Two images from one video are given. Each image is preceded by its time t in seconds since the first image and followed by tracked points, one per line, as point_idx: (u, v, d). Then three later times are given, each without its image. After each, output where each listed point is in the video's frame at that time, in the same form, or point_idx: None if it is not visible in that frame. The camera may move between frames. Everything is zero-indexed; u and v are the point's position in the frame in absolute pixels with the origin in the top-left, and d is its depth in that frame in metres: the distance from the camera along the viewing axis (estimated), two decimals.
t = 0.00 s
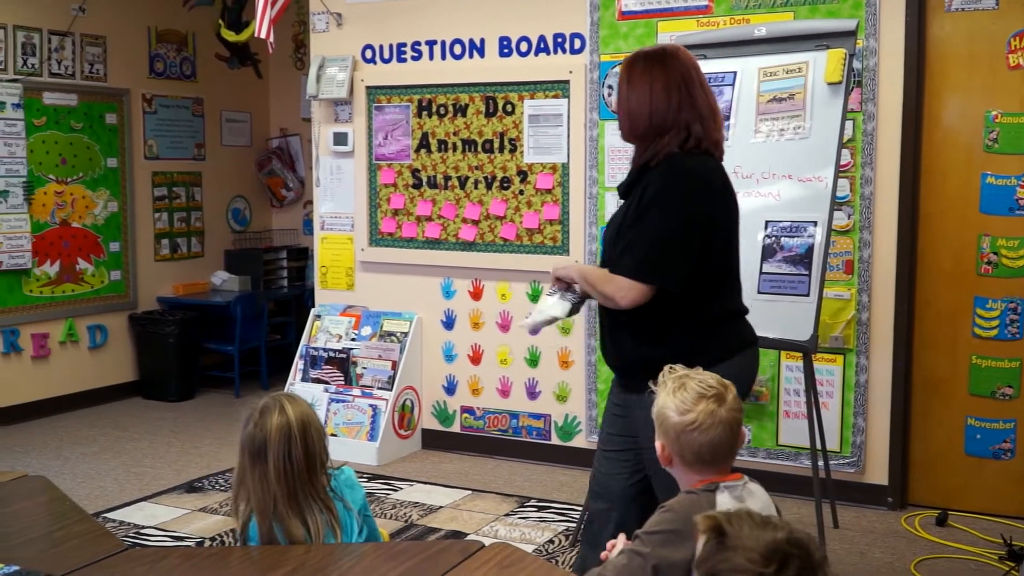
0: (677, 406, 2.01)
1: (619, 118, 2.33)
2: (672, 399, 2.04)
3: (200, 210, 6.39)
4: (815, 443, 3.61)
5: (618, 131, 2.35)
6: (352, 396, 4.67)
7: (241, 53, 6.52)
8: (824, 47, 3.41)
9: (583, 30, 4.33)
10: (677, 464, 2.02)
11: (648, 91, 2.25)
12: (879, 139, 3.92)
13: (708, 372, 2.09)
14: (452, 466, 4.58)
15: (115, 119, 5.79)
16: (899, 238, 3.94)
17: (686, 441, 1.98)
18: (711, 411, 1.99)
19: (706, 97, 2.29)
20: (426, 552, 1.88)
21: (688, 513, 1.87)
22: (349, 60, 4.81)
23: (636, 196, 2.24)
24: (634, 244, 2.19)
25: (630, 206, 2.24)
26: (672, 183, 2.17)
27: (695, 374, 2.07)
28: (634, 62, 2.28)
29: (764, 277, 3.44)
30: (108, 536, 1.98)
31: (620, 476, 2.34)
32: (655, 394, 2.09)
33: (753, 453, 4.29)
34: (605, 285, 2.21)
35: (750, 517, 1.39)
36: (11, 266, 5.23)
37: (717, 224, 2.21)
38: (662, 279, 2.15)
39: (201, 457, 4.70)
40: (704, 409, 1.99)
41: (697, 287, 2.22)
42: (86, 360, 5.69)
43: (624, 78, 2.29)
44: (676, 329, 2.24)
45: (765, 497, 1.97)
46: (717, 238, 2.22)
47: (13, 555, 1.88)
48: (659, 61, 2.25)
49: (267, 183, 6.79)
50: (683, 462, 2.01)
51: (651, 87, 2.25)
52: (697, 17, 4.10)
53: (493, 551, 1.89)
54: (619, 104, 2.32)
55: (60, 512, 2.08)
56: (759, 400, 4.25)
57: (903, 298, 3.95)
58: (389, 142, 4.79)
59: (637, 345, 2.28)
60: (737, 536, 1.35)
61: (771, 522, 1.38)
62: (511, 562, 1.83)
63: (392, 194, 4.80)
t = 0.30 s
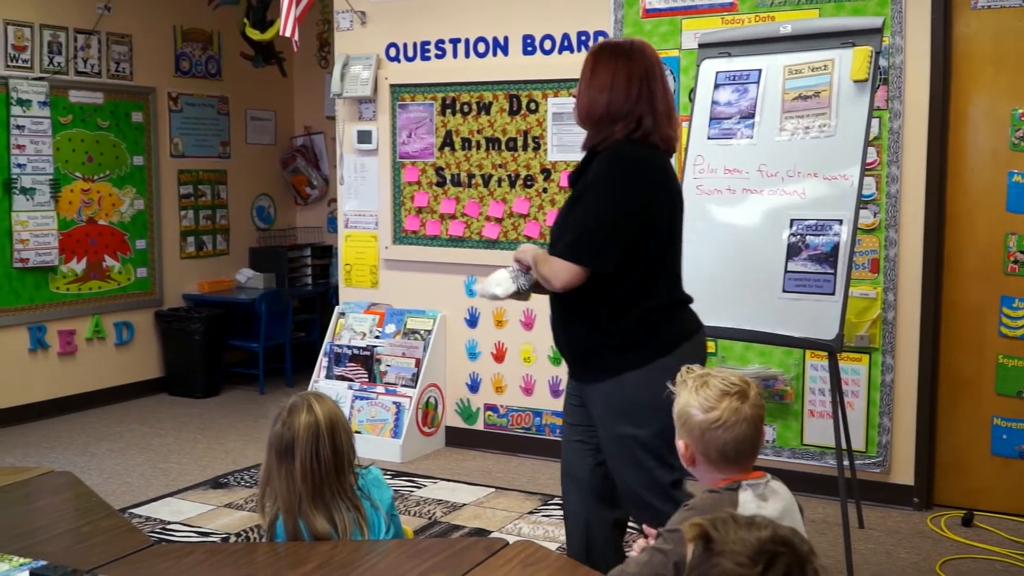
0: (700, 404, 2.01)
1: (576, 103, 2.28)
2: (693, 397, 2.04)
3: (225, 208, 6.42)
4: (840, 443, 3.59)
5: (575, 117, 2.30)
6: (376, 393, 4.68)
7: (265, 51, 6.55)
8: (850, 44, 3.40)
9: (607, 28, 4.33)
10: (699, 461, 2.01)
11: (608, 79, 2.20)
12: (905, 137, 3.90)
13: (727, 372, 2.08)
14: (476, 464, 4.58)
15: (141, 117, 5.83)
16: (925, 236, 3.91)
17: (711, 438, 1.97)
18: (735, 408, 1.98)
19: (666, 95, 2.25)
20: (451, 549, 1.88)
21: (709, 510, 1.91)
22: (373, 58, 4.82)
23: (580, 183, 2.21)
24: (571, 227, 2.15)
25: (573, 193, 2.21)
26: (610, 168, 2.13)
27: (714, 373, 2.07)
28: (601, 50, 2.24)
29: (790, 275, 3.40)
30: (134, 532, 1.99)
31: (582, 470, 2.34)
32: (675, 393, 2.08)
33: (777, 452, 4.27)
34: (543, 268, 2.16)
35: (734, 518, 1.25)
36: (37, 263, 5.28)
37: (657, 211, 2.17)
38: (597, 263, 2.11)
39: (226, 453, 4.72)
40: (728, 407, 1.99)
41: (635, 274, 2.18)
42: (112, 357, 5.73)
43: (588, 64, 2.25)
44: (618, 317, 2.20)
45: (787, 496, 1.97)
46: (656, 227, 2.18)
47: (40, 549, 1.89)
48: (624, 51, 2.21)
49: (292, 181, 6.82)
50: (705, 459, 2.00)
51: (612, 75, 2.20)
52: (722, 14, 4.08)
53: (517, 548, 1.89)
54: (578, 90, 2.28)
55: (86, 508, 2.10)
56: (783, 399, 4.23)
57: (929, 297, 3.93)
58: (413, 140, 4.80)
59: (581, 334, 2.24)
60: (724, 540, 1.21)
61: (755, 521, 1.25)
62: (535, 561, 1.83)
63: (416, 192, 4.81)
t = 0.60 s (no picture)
0: (731, 407, 2.10)
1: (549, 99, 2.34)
2: (722, 401, 2.12)
3: (254, 204, 6.46)
4: (871, 441, 3.56)
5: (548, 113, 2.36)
6: (404, 390, 4.69)
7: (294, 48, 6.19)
8: (882, 40, 3.38)
9: (636, 25, 4.33)
10: (735, 461, 2.09)
11: (580, 76, 2.26)
12: (937, 134, 3.86)
13: (749, 375, 2.18)
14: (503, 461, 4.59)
15: (171, 115, 5.87)
16: (957, 232, 3.88)
17: (745, 439, 2.06)
18: (765, 408, 2.08)
19: (637, 94, 2.31)
20: (480, 545, 1.89)
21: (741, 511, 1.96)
22: (402, 55, 4.83)
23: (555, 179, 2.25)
24: (546, 222, 2.18)
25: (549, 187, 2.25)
26: (586, 167, 2.17)
27: (738, 377, 2.16)
28: (572, 47, 2.30)
29: (819, 273, 3.37)
30: (163, 526, 2.01)
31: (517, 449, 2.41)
32: (702, 398, 2.17)
33: (806, 450, 4.25)
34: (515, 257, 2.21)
35: (801, 515, 1.36)
36: (69, 258, 5.33)
37: (627, 212, 2.21)
38: (568, 258, 2.15)
39: (254, 449, 4.75)
40: (759, 408, 2.08)
41: (600, 270, 2.22)
42: (142, 352, 5.78)
43: (560, 62, 2.31)
44: (580, 310, 2.24)
45: (817, 495, 2.04)
46: (623, 227, 2.22)
47: (71, 543, 1.91)
48: (596, 50, 2.27)
49: (320, 178, 6.86)
50: (741, 458, 2.08)
51: (583, 72, 2.26)
52: (752, 10, 4.06)
53: (543, 546, 1.88)
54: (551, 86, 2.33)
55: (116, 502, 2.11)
56: (812, 397, 4.21)
57: (961, 294, 3.89)
58: (441, 137, 4.80)
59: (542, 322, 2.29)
60: (788, 532, 1.33)
61: (821, 519, 1.35)
62: (564, 557, 1.84)
63: (444, 189, 4.81)
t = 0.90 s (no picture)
0: (762, 412, 2.09)
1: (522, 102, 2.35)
2: (750, 406, 2.11)
3: (287, 202, 6.50)
4: (905, 442, 3.53)
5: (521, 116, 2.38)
6: (435, 387, 4.71)
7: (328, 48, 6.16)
8: (917, 38, 3.34)
9: (669, 22, 4.31)
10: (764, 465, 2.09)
11: (551, 79, 2.28)
12: (972, 132, 3.82)
13: (772, 377, 2.18)
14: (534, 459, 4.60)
15: (205, 113, 5.92)
16: (992, 231, 3.84)
17: (779, 444, 2.06)
18: (797, 412, 2.09)
19: (608, 94, 2.32)
20: (512, 543, 1.89)
21: (775, 514, 1.99)
22: (434, 54, 4.84)
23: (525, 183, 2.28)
24: (514, 223, 2.22)
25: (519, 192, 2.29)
26: (551, 170, 2.20)
27: (761, 380, 2.16)
28: (542, 51, 2.31)
29: (853, 272, 3.35)
30: (196, 523, 2.02)
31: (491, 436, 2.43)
32: (727, 403, 2.15)
33: (840, 451, 4.22)
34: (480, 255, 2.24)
35: (842, 514, 1.37)
36: (104, 255, 5.39)
37: (593, 212, 2.23)
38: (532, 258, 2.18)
39: (287, 445, 4.78)
40: (791, 412, 2.08)
41: (564, 269, 2.24)
42: (176, 349, 5.84)
43: (531, 66, 2.33)
44: (547, 309, 2.26)
45: (849, 495, 2.06)
46: (590, 228, 2.24)
47: (105, 539, 1.91)
48: (566, 52, 2.29)
49: (352, 176, 6.89)
50: (772, 462, 2.08)
51: (553, 76, 2.27)
52: (785, 7, 4.03)
53: (575, 544, 1.88)
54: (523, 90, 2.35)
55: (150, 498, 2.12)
56: (846, 398, 4.18)
57: (997, 294, 3.85)
58: (472, 135, 4.78)
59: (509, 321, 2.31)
60: (830, 530, 1.34)
61: (862, 520, 1.36)
62: (596, 557, 1.83)
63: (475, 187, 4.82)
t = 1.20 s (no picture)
0: (802, 422, 2.14)
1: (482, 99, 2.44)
2: (789, 415, 2.17)
3: (324, 201, 6.54)
4: (945, 445, 3.49)
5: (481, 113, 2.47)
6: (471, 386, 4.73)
7: (365, 47, 6.24)
8: (958, 37, 3.30)
9: (707, 21, 4.29)
10: (806, 471, 2.15)
11: (506, 77, 2.36)
12: (1014, 132, 3.77)
13: (808, 385, 2.23)
14: (570, 459, 4.60)
15: (244, 113, 5.96)
16: None
17: (821, 453, 2.12)
18: (837, 420, 2.14)
19: (563, 90, 2.39)
20: (548, 542, 1.88)
21: (810, 520, 2.02)
22: (471, 53, 4.85)
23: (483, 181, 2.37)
24: (471, 222, 2.30)
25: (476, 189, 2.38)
26: (506, 169, 2.29)
27: (798, 389, 2.22)
28: (498, 49, 2.40)
29: (894, 273, 3.32)
30: (233, 519, 2.01)
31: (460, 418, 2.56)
32: (764, 411, 2.21)
33: (879, 453, 4.18)
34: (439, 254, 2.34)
35: (879, 515, 1.29)
36: (144, 254, 5.45)
37: (548, 208, 2.31)
38: (488, 255, 2.27)
39: (323, 443, 4.81)
40: (831, 420, 2.14)
41: (522, 264, 2.33)
42: (215, 346, 5.89)
43: (489, 63, 2.42)
44: (502, 301, 2.36)
45: (885, 498, 2.09)
46: (545, 222, 2.32)
47: (144, 534, 1.91)
48: (521, 50, 2.37)
49: (388, 176, 6.92)
50: (814, 470, 2.14)
51: (508, 73, 2.36)
52: (825, 5, 3.99)
53: (611, 545, 1.87)
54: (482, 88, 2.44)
55: (188, 494, 2.11)
56: (885, 399, 4.14)
57: None
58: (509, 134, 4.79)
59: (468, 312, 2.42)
60: (867, 531, 1.26)
61: (901, 518, 1.28)
62: (632, 556, 1.82)
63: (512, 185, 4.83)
